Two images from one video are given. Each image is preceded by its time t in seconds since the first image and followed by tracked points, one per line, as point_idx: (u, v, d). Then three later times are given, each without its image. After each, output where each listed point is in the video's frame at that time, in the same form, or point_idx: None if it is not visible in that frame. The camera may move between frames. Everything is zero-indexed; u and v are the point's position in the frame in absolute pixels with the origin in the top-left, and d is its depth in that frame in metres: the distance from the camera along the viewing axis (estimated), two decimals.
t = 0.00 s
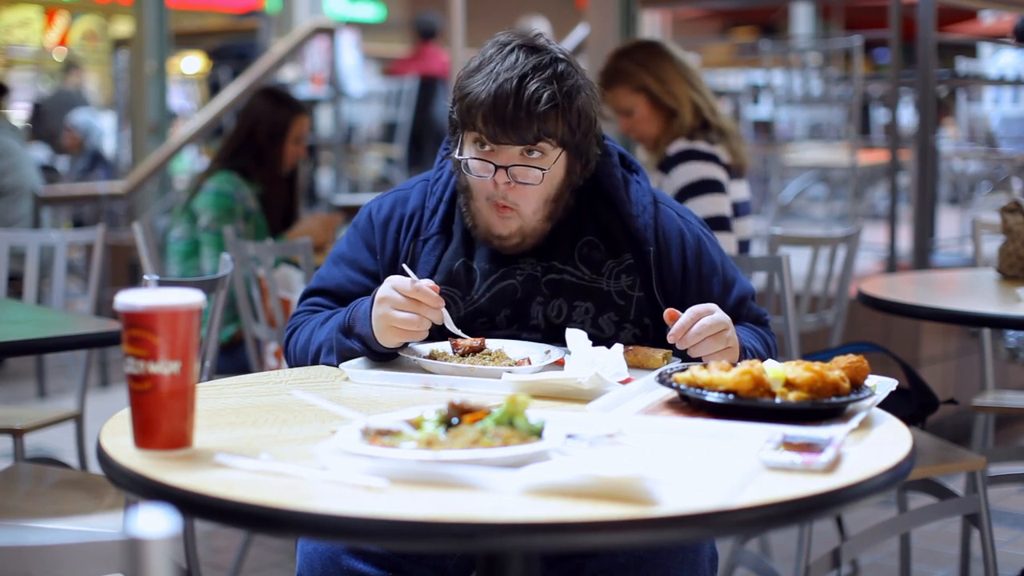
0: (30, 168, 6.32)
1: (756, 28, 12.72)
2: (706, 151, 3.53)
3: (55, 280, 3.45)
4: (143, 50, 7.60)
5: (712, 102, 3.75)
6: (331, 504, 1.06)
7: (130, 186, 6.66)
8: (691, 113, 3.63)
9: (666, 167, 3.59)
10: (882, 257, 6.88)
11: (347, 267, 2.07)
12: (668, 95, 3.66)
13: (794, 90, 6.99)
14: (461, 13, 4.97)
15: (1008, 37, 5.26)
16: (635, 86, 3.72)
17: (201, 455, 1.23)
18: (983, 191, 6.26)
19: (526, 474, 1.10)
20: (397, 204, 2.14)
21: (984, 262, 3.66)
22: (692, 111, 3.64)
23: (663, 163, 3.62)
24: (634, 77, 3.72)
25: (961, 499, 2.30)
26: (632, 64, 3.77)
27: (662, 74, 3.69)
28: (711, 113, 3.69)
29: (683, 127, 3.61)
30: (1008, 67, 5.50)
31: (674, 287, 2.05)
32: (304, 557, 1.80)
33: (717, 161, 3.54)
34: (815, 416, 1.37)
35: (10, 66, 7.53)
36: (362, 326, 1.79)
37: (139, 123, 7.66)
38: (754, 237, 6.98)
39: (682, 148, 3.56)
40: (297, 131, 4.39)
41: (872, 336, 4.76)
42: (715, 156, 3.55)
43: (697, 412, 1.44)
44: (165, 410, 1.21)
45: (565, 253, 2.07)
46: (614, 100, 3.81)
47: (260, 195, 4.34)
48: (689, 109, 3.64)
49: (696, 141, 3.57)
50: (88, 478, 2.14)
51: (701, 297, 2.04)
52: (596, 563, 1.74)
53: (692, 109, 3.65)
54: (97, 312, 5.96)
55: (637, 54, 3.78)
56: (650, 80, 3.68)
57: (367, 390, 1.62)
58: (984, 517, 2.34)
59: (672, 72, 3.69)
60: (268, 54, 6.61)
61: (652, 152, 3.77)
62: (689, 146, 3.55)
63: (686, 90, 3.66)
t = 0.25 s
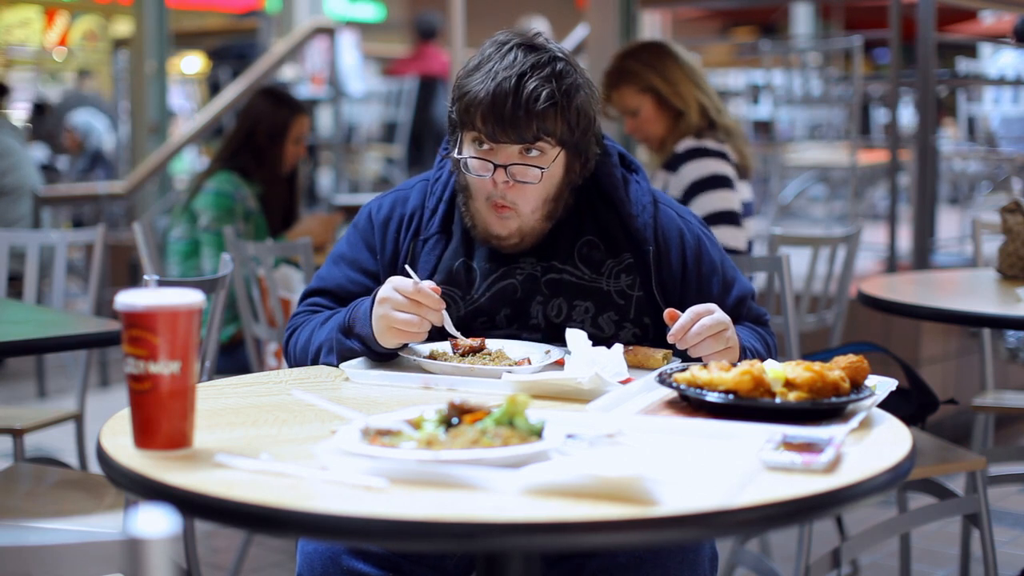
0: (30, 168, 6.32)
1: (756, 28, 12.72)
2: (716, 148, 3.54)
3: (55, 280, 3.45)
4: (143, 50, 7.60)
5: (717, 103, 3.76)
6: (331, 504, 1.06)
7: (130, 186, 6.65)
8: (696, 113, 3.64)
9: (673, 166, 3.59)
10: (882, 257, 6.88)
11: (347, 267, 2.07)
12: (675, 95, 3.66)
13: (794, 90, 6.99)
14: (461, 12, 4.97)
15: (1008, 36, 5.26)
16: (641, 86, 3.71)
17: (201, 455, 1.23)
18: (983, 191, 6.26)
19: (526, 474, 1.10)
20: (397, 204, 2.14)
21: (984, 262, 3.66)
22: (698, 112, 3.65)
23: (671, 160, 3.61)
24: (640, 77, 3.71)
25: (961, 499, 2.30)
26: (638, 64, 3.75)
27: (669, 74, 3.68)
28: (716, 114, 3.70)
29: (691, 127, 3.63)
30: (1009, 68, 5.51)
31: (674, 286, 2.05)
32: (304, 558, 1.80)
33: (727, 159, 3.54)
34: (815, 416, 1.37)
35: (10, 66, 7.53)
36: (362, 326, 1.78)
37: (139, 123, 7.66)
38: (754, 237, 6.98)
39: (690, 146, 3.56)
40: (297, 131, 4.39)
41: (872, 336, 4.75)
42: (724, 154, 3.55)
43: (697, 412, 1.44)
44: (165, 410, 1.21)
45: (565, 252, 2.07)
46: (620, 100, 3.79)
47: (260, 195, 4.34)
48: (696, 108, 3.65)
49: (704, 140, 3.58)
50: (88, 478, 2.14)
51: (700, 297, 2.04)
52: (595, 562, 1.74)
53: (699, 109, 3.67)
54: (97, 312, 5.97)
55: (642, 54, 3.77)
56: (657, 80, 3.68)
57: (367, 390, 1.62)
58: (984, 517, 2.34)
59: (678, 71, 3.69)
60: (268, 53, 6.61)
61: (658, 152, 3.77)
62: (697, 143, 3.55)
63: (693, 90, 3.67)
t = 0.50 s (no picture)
0: (30, 168, 6.32)
1: (756, 28, 12.72)
2: (722, 146, 3.55)
3: (55, 280, 3.45)
4: (143, 50, 7.60)
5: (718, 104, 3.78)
6: (331, 504, 1.06)
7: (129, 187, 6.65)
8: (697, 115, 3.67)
9: (677, 163, 3.59)
10: (882, 257, 6.88)
11: (348, 268, 2.07)
12: (677, 94, 3.66)
13: (794, 90, 7.00)
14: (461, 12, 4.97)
15: (1008, 36, 5.26)
16: (642, 87, 3.70)
17: (200, 455, 1.23)
18: (983, 191, 6.26)
19: (526, 474, 1.10)
20: (398, 204, 2.14)
21: (984, 262, 3.66)
22: (698, 114, 3.67)
23: (675, 158, 3.60)
24: (640, 77, 3.70)
25: (961, 499, 2.30)
26: (638, 65, 3.73)
27: (670, 75, 3.68)
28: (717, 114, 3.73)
29: (692, 130, 3.67)
30: (1009, 68, 5.51)
31: (674, 287, 2.06)
32: (306, 559, 1.79)
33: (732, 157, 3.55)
34: (815, 416, 1.37)
35: (10, 66, 7.54)
36: (362, 326, 1.78)
37: (140, 123, 7.66)
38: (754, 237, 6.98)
39: (694, 144, 3.57)
40: (296, 131, 4.39)
41: (872, 336, 4.75)
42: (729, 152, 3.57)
43: (697, 412, 1.44)
44: (165, 410, 1.21)
45: (565, 252, 2.07)
46: (621, 100, 3.78)
47: (260, 195, 4.34)
48: (698, 109, 3.68)
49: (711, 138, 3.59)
50: (88, 478, 2.14)
51: (700, 298, 2.04)
52: (595, 562, 1.74)
53: (700, 109, 3.69)
54: (97, 312, 5.97)
55: (643, 53, 3.76)
56: (657, 80, 3.67)
57: (367, 390, 1.62)
58: (984, 517, 2.34)
59: (679, 71, 3.69)
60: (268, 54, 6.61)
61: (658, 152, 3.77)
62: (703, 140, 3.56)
63: (695, 91, 3.69)
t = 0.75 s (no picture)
0: (30, 168, 6.32)
1: (756, 28, 12.72)
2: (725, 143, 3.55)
3: (55, 280, 3.45)
4: (143, 50, 7.60)
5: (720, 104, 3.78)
6: (332, 504, 1.06)
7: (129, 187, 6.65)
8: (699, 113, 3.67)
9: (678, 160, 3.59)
10: (882, 257, 6.88)
11: (348, 268, 2.07)
12: (679, 94, 3.66)
13: (794, 90, 7.00)
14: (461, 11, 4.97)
15: (1008, 36, 5.26)
16: (643, 87, 3.70)
17: (200, 455, 1.23)
18: (983, 191, 6.26)
19: (526, 474, 1.10)
20: (398, 204, 2.14)
21: (984, 262, 3.66)
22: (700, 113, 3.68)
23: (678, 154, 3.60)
24: (642, 77, 3.70)
25: (961, 499, 2.30)
26: (641, 65, 3.72)
27: (672, 75, 3.67)
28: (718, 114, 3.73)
29: (696, 128, 3.67)
30: (1009, 68, 5.51)
31: (674, 287, 2.05)
32: (309, 559, 1.79)
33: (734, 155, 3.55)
34: (815, 416, 1.37)
35: (10, 66, 7.54)
36: (362, 327, 1.79)
37: (140, 123, 7.66)
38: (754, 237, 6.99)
39: (699, 140, 3.56)
40: (292, 124, 4.39)
41: (872, 336, 4.75)
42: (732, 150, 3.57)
43: (697, 412, 1.44)
44: (165, 410, 1.21)
45: (566, 252, 2.07)
46: (624, 100, 3.78)
47: (258, 192, 4.35)
48: (700, 108, 3.68)
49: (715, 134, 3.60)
50: (88, 478, 2.14)
51: (701, 298, 2.04)
52: (596, 562, 1.74)
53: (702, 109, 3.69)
54: (97, 312, 5.97)
55: (645, 53, 3.75)
56: (661, 80, 3.66)
57: (367, 390, 1.62)
58: (984, 517, 2.34)
59: (681, 70, 3.68)
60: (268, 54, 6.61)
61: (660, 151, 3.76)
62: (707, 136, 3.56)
63: (697, 91, 3.69)
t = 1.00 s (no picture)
0: (31, 168, 6.32)
1: (756, 28, 12.72)
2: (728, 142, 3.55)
3: (55, 280, 3.44)
4: (143, 50, 7.60)
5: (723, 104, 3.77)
6: (332, 504, 1.06)
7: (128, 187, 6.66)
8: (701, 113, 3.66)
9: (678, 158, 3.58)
10: (882, 257, 6.88)
11: (347, 270, 2.07)
12: (682, 93, 3.66)
13: (794, 90, 7.00)
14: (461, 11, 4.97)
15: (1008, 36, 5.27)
16: (647, 86, 3.71)
17: (201, 455, 1.23)
18: (982, 191, 6.26)
19: (526, 474, 1.10)
20: (397, 206, 2.14)
21: (984, 262, 3.66)
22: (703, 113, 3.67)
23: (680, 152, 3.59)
24: (646, 76, 3.72)
25: (961, 499, 2.30)
26: (646, 64, 3.74)
27: (676, 74, 3.68)
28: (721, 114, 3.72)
29: (698, 128, 3.66)
30: (1008, 68, 5.51)
31: (674, 287, 2.06)
32: (308, 558, 1.79)
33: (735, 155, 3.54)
34: (815, 416, 1.37)
35: (10, 66, 7.54)
36: (361, 326, 1.79)
37: (140, 123, 7.66)
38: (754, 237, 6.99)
39: (701, 137, 3.55)
40: (278, 115, 4.42)
41: (872, 336, 4.75)
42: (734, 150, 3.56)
43: (697, 412, 1.44)
44: (165, 410, 1.21)
45: (566, 254, 2.07)
46: (627, 98, 3.80)
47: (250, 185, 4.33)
48: (703, 109, 3.67)
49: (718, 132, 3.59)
50: (88, 478, 2.14)
51: (700, 298, 2.04)
52: (596, 562, 1.74)
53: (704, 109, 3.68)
54: (97, 312, 5.97)
55: (650, 52, 3.76)
56: (662, 80, 3.68)
57: (367, 390, 1.62)
58: (984, 517, 2.34)
59: (686, 70, 3.69)
60: (268, 54, 6.61)
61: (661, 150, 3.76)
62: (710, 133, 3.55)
63: (700, 92, 3.68)
